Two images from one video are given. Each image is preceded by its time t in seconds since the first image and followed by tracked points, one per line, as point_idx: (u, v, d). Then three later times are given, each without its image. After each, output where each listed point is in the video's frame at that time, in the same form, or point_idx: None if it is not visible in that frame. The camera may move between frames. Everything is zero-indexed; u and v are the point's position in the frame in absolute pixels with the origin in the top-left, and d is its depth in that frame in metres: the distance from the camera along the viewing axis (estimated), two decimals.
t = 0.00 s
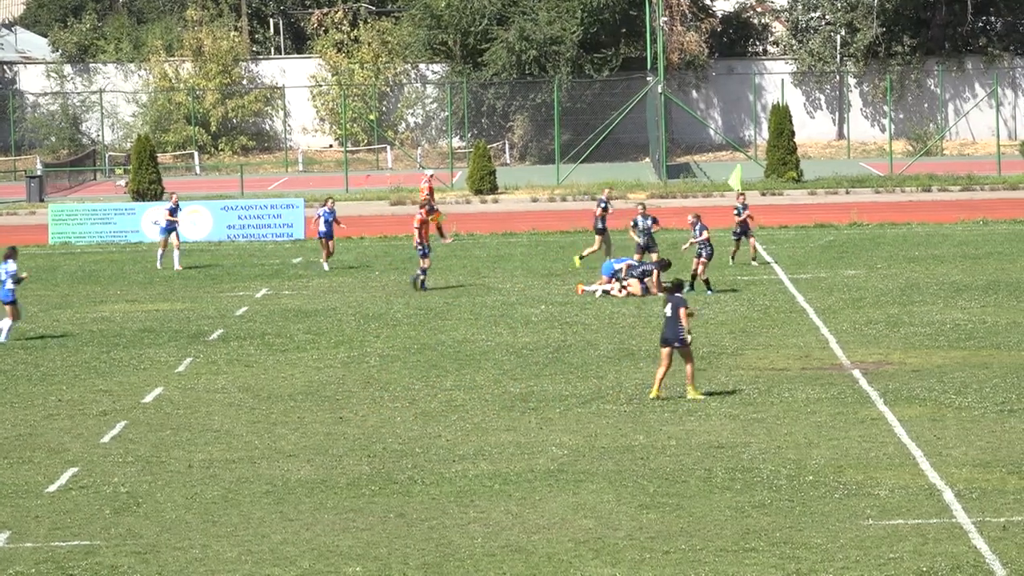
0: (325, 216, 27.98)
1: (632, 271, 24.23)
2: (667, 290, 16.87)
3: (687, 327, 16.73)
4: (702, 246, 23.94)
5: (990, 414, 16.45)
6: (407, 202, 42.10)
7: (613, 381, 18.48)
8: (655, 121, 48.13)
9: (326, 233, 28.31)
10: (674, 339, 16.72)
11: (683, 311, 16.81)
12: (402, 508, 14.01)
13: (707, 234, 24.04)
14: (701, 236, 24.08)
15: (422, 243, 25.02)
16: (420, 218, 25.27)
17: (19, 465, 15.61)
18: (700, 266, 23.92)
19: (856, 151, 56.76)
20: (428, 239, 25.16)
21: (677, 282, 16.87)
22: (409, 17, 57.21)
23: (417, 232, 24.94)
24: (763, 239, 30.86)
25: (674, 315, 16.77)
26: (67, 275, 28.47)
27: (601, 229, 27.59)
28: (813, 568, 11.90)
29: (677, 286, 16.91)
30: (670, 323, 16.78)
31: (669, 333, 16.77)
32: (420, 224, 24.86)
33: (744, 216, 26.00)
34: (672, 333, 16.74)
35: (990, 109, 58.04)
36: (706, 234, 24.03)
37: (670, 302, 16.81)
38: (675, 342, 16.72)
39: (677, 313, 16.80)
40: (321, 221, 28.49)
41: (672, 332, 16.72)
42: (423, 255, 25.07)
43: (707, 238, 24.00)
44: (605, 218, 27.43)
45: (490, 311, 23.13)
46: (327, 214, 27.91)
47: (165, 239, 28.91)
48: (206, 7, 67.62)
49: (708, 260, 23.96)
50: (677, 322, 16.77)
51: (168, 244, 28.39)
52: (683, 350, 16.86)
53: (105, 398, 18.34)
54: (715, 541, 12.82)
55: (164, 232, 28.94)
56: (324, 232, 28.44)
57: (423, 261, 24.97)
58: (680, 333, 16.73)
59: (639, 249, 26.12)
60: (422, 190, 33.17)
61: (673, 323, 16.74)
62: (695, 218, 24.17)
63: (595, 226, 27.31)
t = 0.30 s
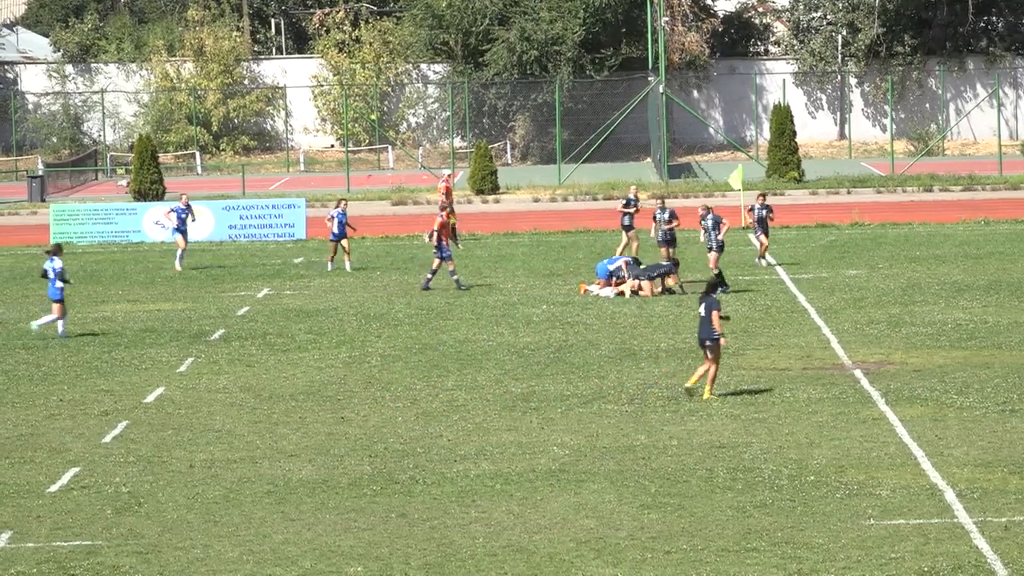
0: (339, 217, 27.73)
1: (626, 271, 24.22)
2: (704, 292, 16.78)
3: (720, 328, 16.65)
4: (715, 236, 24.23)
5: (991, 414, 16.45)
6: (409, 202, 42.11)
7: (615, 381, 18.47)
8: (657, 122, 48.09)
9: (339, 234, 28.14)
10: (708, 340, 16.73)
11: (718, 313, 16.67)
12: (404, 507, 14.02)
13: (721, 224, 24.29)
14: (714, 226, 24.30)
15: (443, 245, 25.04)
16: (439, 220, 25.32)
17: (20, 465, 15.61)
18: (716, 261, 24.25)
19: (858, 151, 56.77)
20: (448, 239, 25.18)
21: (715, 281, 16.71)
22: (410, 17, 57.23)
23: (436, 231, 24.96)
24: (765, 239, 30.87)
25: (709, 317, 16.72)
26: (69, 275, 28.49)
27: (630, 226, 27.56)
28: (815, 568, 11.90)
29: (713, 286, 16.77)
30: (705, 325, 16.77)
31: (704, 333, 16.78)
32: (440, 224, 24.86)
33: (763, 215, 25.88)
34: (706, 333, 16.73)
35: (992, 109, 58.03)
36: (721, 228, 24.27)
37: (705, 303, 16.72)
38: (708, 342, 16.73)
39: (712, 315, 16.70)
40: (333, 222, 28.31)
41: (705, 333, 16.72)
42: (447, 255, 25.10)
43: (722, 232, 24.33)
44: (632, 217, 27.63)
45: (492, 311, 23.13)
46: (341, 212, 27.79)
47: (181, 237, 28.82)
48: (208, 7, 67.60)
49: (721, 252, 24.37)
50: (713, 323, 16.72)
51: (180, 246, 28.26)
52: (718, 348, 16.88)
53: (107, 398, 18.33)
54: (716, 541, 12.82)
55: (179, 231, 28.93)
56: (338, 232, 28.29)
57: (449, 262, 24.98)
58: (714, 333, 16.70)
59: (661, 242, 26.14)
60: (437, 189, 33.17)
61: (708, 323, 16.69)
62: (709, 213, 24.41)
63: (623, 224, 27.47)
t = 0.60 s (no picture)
0: (353, 218, 27.66)
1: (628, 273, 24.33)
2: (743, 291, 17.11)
3: (753, 329, 16.84)
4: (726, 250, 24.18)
5: (993, 414, 16.45)
6: (411, 202, 42.10)
7: (617, 381, 18.47)
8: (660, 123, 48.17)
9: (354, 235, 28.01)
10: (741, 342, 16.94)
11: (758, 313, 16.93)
12: (406, 508, 14.03)
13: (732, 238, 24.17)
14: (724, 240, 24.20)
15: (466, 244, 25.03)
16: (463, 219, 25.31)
17: (23, 465, 15.62)
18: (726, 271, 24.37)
19: (859, 151, 56.78)
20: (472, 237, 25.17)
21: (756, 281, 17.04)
22: (412, 17, 57.22)
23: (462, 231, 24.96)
24: (767, 239, 30.88)
25: (746, 317, 16.96)
26: (71, 275, 28.51)
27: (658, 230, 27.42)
28: (816, 568, 11.90)
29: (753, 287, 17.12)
30: (738, 324, 17.00)
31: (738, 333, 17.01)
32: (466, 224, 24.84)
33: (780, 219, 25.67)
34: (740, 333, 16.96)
35: (993, 109, 58.00)
36: (732, 245, 24.19)
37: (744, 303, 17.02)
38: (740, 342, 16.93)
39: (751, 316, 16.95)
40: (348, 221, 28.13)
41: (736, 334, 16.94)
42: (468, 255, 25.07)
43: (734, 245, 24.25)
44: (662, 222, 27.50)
45: (494, 312, 23.13)
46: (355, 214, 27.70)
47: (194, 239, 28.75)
48: (210, 7, 67.60)
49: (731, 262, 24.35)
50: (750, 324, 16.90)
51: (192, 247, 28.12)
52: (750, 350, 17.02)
53: (108, 398, 18.34)
54: (718, 541, 12.82)
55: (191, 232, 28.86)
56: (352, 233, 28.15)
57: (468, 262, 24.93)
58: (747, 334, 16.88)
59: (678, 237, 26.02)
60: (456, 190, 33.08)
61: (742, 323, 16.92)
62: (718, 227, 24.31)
63: (650, 228, 27.24)
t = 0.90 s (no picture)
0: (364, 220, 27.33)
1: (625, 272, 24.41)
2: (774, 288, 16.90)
3: (786, 326, 16.86)
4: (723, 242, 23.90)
5: (994, 414, 16.46)
6: (412, 202, 42.14)
7: (619, 381, 18.47)
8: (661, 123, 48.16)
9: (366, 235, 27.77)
10: (773, 337, 17.01)
11: (787, 309, 16.84)
12: (407, 508, 14.03)
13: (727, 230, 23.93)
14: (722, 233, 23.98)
15: (487, 242, 25.07)
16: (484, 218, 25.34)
17: (24, 465, 15.62)
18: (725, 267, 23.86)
19: (861, 151, 56.77)
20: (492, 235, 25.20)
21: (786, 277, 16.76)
22: (414, 17, 57.19)
23: (483, 229, 24.98)
24: (768, 240, 30.89)
25: (778, 314, 16.88)
26: (73, 275, 28.53)
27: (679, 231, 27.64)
28: (818, 568, 11.90)
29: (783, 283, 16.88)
30: (771, 322, 16.96)
31: (771, 330, 17.00)
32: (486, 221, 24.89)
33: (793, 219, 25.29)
34: (773, 330, 16.96)
35: (994, 110, 58.02)
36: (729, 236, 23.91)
37: (774, 300, 16.85)
38: (774, 340, 16.98)
39: (782, 311, 16.86)
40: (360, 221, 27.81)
41: (770, 331, 16.95)
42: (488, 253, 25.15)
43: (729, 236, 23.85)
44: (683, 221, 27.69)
45: (496, 312, 23.14)
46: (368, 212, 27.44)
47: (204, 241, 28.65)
48: (212, 8, 67.61)
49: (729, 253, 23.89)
50: (782, 320, 16.86)
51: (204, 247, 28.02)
52: (787, 344, 17.11)
53: (109, 398, 18.35)
54: (720, 541, 12.82)
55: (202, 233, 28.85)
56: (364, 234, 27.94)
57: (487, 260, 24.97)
58: (781, 331, 16.90)
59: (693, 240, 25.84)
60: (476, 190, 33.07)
61: (774, 321, 16.89)
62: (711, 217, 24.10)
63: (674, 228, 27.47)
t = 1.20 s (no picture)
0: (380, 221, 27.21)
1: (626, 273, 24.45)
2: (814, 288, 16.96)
3: (825, 326, 16.76)
4: (719, 248, 23.36)
5: (996, 414, 16.46)
6: (413, 202, 42.16)
7: (620, 381, 18.46)
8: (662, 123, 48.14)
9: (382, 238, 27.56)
10: (813, 338, 16.85)
11: (826, 310, 16.81)
12: (408, 508, 14.03)
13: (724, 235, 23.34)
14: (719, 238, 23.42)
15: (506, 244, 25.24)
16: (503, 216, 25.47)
17: (25, 466, 15.62)
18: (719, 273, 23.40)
19: (862, 151, 56.76)
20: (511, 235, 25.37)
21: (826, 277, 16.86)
22: (415, 17, 57.03)
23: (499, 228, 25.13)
24: (769, 240, 30.90)
25: (817, 315, 16.84)
26: (74, 275, 28.54)
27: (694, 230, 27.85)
28: (819, 568, 11.90)
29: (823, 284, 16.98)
30: (810, 321, 16.91)
31: (811, 330, 16.90)
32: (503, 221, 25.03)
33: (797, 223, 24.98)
34: (812, 331, 16.86)
35: (995, 110, 58.00)
36: (725, 242, 23.35)
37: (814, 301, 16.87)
38: (813, 340, 16.83)
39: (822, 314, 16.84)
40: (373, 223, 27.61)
41: (809, 331, 16.86)
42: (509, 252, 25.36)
43: (727, 244, 23.35)
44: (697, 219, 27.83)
45: (496, 312, 23.15)
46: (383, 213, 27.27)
47: (216, 242, 28.41)
48: (213, 9, 67.61)
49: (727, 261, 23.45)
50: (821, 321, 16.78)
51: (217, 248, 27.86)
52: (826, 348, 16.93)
53: (110, 398, 18.35)
54: (721, 541, 12.82)
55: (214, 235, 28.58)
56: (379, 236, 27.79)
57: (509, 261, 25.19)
58: (820, 332, 16.76)
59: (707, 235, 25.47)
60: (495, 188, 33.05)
61: (813, 321, 16.81)
62: (713, 222, 23.68)
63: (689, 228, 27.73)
